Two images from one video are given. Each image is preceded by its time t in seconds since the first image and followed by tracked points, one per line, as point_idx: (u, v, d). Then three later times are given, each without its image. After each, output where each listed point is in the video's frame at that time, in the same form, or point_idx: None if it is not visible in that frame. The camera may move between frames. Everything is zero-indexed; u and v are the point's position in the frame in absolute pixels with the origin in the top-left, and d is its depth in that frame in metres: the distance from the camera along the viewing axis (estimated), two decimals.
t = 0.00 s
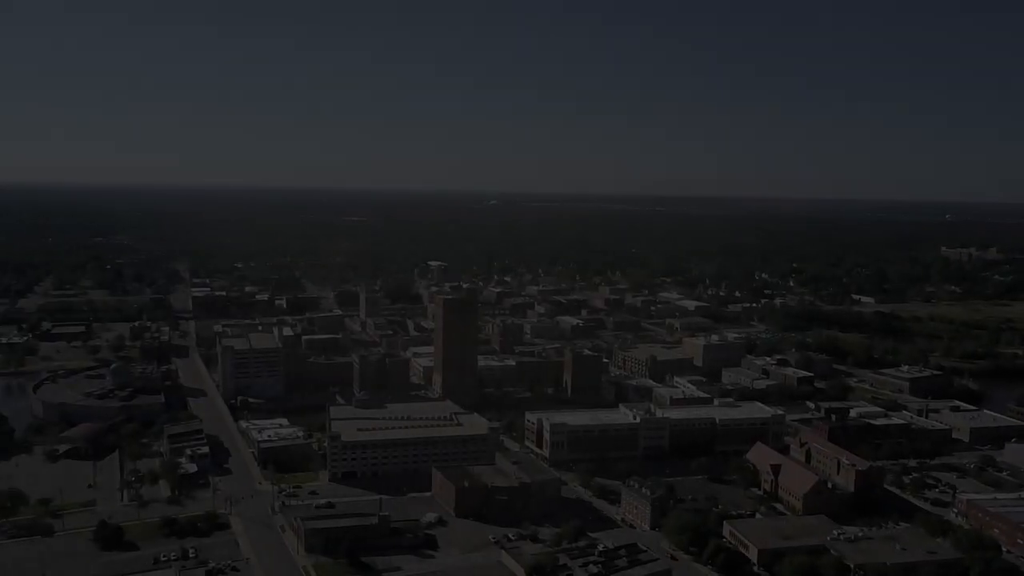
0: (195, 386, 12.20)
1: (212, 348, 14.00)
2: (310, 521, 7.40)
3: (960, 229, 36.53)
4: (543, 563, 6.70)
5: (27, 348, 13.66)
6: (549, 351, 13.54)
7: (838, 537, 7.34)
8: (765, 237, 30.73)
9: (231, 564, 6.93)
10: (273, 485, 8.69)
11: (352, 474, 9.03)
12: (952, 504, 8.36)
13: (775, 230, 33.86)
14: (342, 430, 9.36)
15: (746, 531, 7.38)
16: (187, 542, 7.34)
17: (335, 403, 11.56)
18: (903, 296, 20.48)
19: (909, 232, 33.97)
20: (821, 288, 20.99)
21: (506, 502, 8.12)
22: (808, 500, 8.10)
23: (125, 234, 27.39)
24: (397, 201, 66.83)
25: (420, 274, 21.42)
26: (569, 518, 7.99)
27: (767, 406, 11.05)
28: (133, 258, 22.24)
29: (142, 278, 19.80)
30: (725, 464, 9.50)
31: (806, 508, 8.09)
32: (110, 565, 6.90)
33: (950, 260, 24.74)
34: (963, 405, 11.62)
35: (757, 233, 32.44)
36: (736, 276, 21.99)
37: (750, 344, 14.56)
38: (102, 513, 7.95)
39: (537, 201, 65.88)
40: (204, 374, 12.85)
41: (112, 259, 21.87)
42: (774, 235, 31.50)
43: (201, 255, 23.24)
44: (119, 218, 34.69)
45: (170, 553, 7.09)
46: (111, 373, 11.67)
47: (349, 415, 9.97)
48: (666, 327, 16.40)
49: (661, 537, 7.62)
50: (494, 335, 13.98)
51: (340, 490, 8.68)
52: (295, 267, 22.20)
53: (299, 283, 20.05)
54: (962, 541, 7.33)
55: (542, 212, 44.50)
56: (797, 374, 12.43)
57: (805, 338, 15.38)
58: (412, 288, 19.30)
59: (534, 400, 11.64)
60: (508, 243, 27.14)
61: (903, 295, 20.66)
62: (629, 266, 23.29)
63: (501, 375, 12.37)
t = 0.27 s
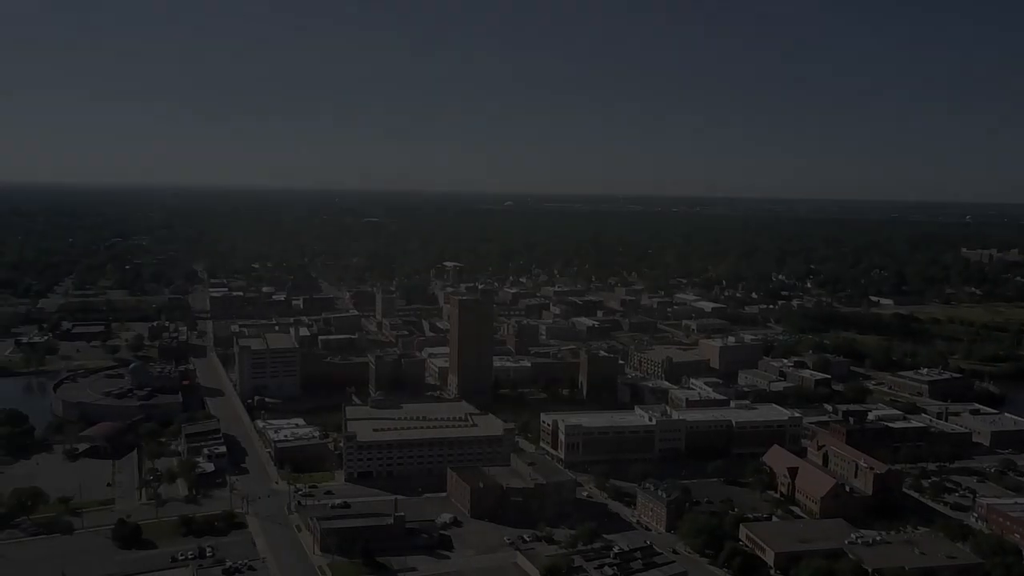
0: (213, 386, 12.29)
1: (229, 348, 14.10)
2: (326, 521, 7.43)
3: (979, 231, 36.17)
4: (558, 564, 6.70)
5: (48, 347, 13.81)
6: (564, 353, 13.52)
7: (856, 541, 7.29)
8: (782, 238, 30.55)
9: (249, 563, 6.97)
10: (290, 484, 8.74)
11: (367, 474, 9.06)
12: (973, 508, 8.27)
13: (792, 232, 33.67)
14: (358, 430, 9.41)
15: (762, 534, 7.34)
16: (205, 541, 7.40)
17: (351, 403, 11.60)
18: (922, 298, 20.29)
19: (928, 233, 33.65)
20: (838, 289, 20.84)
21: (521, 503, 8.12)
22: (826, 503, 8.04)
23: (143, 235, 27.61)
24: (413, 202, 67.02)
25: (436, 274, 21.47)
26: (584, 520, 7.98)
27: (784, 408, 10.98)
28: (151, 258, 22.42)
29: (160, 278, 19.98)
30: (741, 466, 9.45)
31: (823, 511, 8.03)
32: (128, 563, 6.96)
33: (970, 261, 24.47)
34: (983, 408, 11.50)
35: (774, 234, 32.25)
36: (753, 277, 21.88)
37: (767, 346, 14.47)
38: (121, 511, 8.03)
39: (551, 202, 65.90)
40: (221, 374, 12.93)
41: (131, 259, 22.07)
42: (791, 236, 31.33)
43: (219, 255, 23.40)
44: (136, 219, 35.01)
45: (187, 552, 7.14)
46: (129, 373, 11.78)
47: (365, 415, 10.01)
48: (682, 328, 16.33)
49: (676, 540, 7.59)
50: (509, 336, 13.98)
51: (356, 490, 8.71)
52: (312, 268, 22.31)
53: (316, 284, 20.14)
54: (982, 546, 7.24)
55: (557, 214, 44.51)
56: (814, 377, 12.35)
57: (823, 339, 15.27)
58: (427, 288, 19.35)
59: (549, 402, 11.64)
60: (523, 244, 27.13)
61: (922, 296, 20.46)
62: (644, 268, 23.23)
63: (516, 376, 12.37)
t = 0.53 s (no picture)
0: (231, 386, 12.38)
1: (247, 348, 14.19)
2: (342, 522, 7.46)
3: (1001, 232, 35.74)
4: (574, 566, 6.68)
5: (69, 347, 13.98)
6: (580, 354, 13.50)
7: (875, 546, 7.22)
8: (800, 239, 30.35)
9: (266, 562, 7.00)
10: (306, 484, 8.77)
11: (384, 474, 9.08)
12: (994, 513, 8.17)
13: (811, 232, 33.41)
14: (374, 430, 9.43)
15: (779, 537, 7.29)
16: (223, 540, 7.44)
17: (368, 403, 11.65)
18: (942, 300, 20.07)
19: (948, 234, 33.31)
20: (858, 290, 20.66)
21: (537, 505, 8.12)
22: (844, 507, 7.97)
23: (164, 235, 27.87)
24: (430, 203, 67.21)
25: (452, 275, 21.52)
26: (600, 522, 7.95)
27: (802, 410, 10.90)
28: (171, 259, 22.64)
29: (179, 278, 20.16)
30: (759, 469, 9.39)
31: (841, 515, 7.97)
32: (147, 561, 7.02)
33: (992, 262, 24.18)
34: (1005, 411, 11.35)
35: (791, 235, 32.03)
36: (771, 278, 21.75)
37: (785, 348, 14.37)
38: (140, 510, 8.10)
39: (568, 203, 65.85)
40: (239, 374, 13.02)
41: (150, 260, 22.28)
42: (810, 237, 31.11)
43: (237, 255, 23.58)
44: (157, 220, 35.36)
45: (205, 550, 7.20)
46: (149, 372, 11.88)
47: (381, 415, 10.03)
48: (700, 330, 16.25)
49: (693, 542, 7.55)
50: (525, 337, 13.98)
51: (372, 491, 8.73)
52: (330, 269, 22.43)
53: (333, 284, 20.25)
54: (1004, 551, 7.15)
55: (574, 215, 44.45)
56: (833, 379, 12.25)
57: (842, 341, 15.14)
58: (443, 289, 19.39)
59: (565, 403, 11.62)
60: (539, 245, 27.13)
61: (943, 297, 20.24)
62: (661, 269, 23.17)
63: (533, 377, 12.37)
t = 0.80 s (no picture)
0: (249, 385, 12.48)
1: (265, 348, 14.27)
2: (359, 522, 7.49)
3: None
4: (589, 567, 6.67)
5: (90, 346, 14.12)
6: (597, 355, 13.47)
7: (894, 550, 7.15)
8: (820, 240, 30.12)
9: (283, 561, 7.04)
10: (324, 484, 8.82)
11: (400, 474, 9.10)
12: (1017, 518, 8.06)
13: (831, 233, 33.16)
14: (391, 430, 9.46)
15: (798, 540, 7.23)
16: (241, 538, 7.49)
17: (385, 403, 11.69)
18: (964, 301, 19.84)
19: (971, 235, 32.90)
20: (878, 292, 20.48)
21: (553, 506, 8.11)
22: (863, 511, 7.90)
23: (183, 236, 28.12)
24: (447, 204, 67.39)
25: (469, 276, 21.55)
26: (617, 524, 7.93)
27: (821, 413, 10.81)
28: (191, 259, 22.83)
29: (199, 277, 20.33)
30: (776, 473, 9.32)
31: (860, 519, 7.90)
32: (166, 559, 7.07)
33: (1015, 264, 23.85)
34: None
35: (809, 236, 31.81)
36: (789, 279, 21.62)
37: (803, 350, 14.26)
38: (160, 508, 8.17)
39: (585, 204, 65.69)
40: (257, 374, 13.10)
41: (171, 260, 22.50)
42: (829, 238, 30.85)
43: (256, 256, 23.75)
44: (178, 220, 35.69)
45: (224, 549, 7.24)
46: (168, 371, 11.97)
47: (398, 415, 10.07)
48: (717, 331, 16.16)
49: (710, 545, 7.51)
50: (541, 339, 13.99)
51: (388, 490, 8.76)
52: (347, 270, 22.54)
53: (351, 285, 20.36)
54: None
55: (591, 216, 44.41)
56: (853, 381, 12.14)
57: (862, 343, 15.02)
58: (460, 289, 19.43)
59: (582, 405, 11.61)
60: (555, 246, 27.11)
61: (964, 300, 20.00)
62: (678, 270, 23.09)
63: (549, 378, 12.37)
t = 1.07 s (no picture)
0: (275, 384, 12.58)
1: (290, 347, 14.39)
2: (382, 522, 7.52)
3: None
4: (612, 570, 6.64)
5: (119, 344, 14.33)
6: (621, 356, 13.42)
7: (923, 556, 7.05)
8: (847, 241, 29.79)
9: (307, 560, 7.08)
10: (347, 483, 8.86)
11: (423, 474, 9.13)
12: None
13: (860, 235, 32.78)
14: (415, 430, 9.49)
15: (823, 545, 7.15)
16: (265, 537, 7.55)
17: (408, 403, 11.72)
18: (994, 304, 19.52)
19: (1003, 237, 32.34)
20: (906, 294, 20.21)
21: (575, 507, 8.09)
22: (891, 516, 7.79)
23: (210, 236, 28.42)
24: (472, 204, 67.51)
25: (492, 277, 21.58)
26: (640, 527, 7.89)
27: (848, 417, 10.69)
28: (217, 259, 23.07)
29: (225, 277, 20.53)
30: (802, 476, 9.23)
31: (888, 524, 7.79)
32: (192, 555, 7.15)
33: None
34: None
35: (837, 237, 31.48)
36: (816, 280, 21.39)
37: (830, 352, 14.10)
38: (186, 505, 8.26)
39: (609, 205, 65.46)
40: (282, 374, 13.20)
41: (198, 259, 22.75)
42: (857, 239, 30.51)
43: (281, 256, 23.95)
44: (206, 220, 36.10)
45: (249, 546, 7.31)
46: (195, 370, 12.10)
47: (421, 415, 10.09)
48: (742, 333, 16.04)
49: (735, 549, 7.45)
50: (565, 340, 13.96)
51: (411, 490, 8.78)
52: (372, 270, 22.66)
53: (375, 285, 20.46)
54: None
55: (615, 216, 44.29)
56: (880, 385, 11.98)
57: (890, 346, 14.82)
58: (483, 290, 19.45)
59: (605, 406, 11.57)
60: (579, 247, 27.05)
61: (995, 303, 19.66)
62: (702, 271, 22.95)
63: (572, 380, 12.35)
